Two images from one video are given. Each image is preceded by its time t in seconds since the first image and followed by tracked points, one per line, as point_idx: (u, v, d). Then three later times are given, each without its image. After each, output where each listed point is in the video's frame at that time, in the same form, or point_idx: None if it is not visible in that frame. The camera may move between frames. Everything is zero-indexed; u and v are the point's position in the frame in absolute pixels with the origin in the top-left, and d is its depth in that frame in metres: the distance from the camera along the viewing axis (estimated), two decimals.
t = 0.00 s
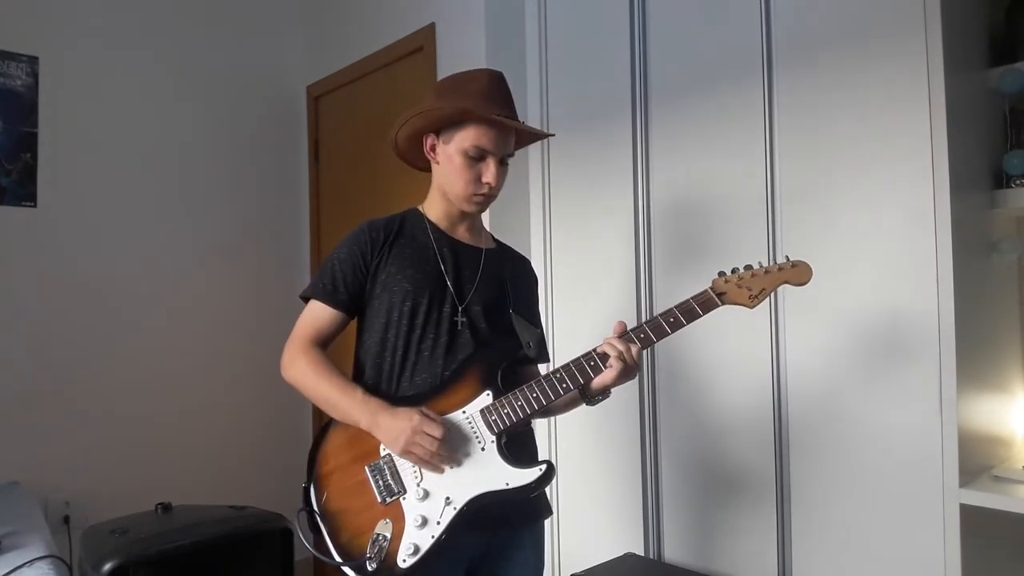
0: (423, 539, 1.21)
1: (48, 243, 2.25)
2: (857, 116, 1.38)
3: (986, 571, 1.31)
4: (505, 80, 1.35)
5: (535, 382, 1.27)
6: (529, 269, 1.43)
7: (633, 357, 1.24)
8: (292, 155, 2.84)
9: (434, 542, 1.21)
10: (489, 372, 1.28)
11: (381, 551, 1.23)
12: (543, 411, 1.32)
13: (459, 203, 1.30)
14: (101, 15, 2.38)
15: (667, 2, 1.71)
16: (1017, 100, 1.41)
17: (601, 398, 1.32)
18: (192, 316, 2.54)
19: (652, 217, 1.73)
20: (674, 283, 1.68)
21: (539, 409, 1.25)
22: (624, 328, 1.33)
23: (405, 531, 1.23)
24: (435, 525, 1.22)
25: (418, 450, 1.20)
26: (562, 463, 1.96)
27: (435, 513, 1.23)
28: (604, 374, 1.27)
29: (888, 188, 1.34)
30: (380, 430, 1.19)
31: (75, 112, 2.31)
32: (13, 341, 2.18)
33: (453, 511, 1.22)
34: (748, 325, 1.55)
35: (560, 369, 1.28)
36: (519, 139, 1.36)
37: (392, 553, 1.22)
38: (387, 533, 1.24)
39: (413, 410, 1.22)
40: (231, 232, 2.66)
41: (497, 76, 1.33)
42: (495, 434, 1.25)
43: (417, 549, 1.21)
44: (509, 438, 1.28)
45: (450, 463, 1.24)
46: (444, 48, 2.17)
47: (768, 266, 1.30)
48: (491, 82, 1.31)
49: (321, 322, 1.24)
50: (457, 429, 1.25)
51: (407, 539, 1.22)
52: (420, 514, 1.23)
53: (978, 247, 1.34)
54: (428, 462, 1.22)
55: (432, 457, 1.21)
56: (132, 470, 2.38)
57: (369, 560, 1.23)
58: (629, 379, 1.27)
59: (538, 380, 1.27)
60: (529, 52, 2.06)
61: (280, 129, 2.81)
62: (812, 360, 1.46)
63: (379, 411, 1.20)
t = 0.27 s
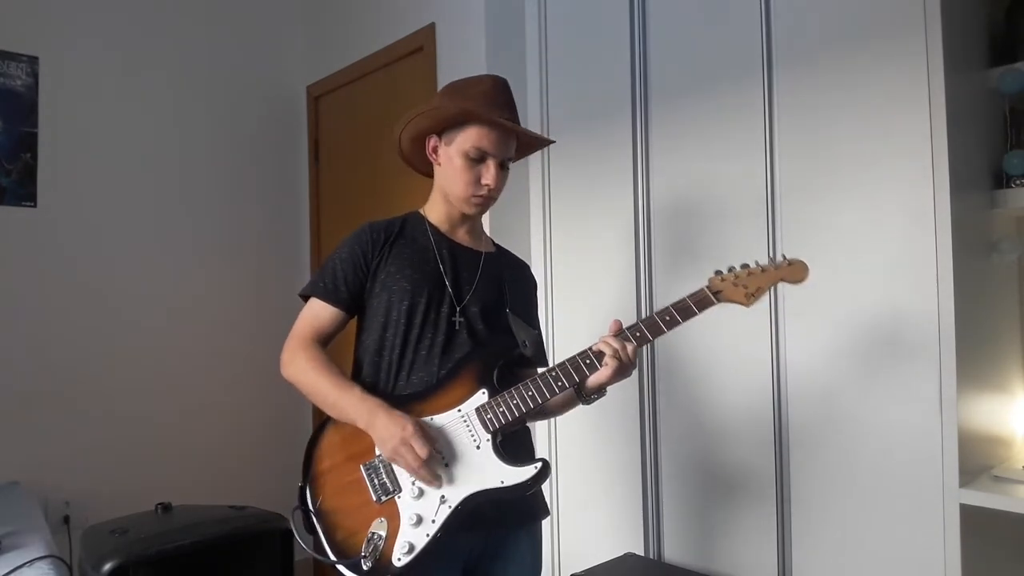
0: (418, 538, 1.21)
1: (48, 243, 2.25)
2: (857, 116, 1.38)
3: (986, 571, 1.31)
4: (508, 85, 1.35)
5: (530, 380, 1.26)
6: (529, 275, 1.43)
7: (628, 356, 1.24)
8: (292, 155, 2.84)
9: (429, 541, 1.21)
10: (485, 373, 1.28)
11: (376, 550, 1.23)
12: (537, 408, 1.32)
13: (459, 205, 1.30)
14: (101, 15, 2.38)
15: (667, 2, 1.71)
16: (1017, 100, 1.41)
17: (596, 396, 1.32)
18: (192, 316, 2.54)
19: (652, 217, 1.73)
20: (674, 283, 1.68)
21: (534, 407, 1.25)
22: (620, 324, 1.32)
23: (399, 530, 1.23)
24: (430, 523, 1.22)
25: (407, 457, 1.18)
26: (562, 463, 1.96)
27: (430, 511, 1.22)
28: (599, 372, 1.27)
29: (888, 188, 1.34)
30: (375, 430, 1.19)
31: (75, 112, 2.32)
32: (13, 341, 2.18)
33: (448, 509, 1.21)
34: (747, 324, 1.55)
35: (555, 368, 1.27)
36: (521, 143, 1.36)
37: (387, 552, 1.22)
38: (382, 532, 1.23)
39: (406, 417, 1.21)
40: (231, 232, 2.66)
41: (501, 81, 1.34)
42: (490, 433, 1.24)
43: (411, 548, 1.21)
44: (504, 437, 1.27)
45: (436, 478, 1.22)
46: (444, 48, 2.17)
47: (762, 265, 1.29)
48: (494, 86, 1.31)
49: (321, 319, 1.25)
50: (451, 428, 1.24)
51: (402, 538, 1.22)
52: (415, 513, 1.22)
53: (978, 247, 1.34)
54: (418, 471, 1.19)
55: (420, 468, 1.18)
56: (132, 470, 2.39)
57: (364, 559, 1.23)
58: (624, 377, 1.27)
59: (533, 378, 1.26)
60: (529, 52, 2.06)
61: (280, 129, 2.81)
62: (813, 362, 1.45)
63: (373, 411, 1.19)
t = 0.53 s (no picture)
0: (415, 541, 1.21)
1: (48, 243, 2.25)
2: (857, 116, 1.38)
3: (986, 571, 1.31)
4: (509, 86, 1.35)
5: (530, 385, 1.27)
6: (529, 274, 1.43)
7: (628, 362, 1.25)
8: (292, 155, 2.84)
9: (426, 545, 1.21)
10: (485, 375, 1.28)
11: (374, 551, 1.23)
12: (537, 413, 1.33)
13: (459, 203, 1.30)
14: (102, 15, 2.38)
15: (667, 1, 1.71)
16: (1017, 100, 1.41)
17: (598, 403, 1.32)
18: (192, 316, 2.54)
19: (652, 217, 1.73)
20: (674, 283, 1.68)
21: (532, 412, 1.25)
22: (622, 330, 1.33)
23: (397, 533, 1.23)
24: (428, 527, 1.22)
25: (407, 454, 1.19)
26: (561, 464, 1.96)
27: (428, 515, 1.22)
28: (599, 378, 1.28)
29: (888, 188, 1.34)
30: (373, 434, 1.19)
31: (75, 112, 2.32)
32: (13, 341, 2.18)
33: (446, 514, 1.21)
34: (747, 325, 1.55)
35: (555, 373, 1.28)
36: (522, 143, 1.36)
37: (385, 555, 1.22)
38: (380, 535, 1.23)
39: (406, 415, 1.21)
40: (231, 232, 2.66)
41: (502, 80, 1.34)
42: (489, 438, 1.24)
43: (409, 551, 1.21)
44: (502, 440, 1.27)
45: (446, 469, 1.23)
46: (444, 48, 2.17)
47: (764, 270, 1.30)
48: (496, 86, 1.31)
49: (319, 324, 1.25)
50: (450, 431, 1.24)
51: (399, 542, 1.22)
52: (412, 517, 1.22)
53: (978, 247, 1.34)
54: (418, 467, 1.20)
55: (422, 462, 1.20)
56: (132, 470, 2.39)
57: (361, 561, 1.23)
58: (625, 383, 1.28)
59: (533, 383, 1.27)
60: (529, 52, 2.06)
61: (280, 129, 2.81)
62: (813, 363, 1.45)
63: (370, 414, 1.19)
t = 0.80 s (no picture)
0: (400, 536, 1.23)
1: (48, 243, 2.25)
2: (857, 116, 1.38)
3: (986, 571, 1.31)
4: (525, 76, 1.32)
5: (529, 397, 1.28)
6: (532, 270, 1.42)
7: (628, 390, 1.25)
8: (292, 154, 2.84)
9: (410, 542, 1.22)
10: (485, 379, 1.28)
11: (360, 542, 1.25)
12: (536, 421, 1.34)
13: (470, 198, 1.28)
14: (102, 15, 2.38)
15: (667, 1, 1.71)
16: (1017, 100, 1.41)
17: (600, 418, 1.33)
18: (192, 316, 2.54)
19: (652, 217, 1.73)
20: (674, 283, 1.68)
21: (528, 424, 1.27)
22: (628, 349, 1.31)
23: (384, 526, 1.24)
24: (414, 524, 1.23)
25: (405, 459, 1.20)
26: (561, 463, 1.96)
27: (415, 512, 1.24)
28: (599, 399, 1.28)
29: (888, 188, 1.34)
30: (372, 431, 1.20)
31: (75, 112, 2.32)
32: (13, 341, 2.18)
33: (433, 513, 1.23)
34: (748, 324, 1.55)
35: (556, 389, 1.28)
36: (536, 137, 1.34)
37: (370, 545, 1.24)
38: (367, 525, 1.25)
39: (406, 417, 1.21)
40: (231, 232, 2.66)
41: (517, 71, 1.30)
42: (483, 444, 1.26)
43: (393, 545, 1.22)
44: (497, 450, 1.29)
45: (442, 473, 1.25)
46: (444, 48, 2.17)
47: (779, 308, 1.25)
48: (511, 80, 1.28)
49: (323, 314, 1.24)
50: (446, 433, 1.26)
51: (384, 535, 1.23)
52: (400, 512, 1.24)
53: (978, 247, 1.34)
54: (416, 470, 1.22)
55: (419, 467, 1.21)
56: (132, 470, 2.39)
57: (347, 549, 1.25)
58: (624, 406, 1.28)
59: (533, 395, 1.28)
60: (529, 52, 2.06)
61: (280, 129, 2.81)
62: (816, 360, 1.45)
63: (369, 412, 1.19)
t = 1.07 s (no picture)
0: (382, 543, 1.26)
1: (48, 243, 2.25)
2: (857, 117, 1.38)
3: (985, 572, 1.30)
4: (551, 92, 1.22)
5: (518, 421, 1.28)
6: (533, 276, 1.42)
7: (614, 426, 1.26)
8: (292, 154, 2.83)
9: (392, 548, 1.26)
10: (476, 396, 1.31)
11: (342, 544, 1.27)
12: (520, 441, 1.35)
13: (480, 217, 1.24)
14: (101, 15, 2.38)
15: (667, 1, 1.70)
16: (1017, 99, 1.40)
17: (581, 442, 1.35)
18: (192, 316, 2.54)
19: (652, 217, 1.73)
20: (675, 283, 1.68)
21: (513, 447, 1.29)
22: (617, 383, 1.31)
23: (367, 530, 1.27)
24: (397, 532, 1.26)
25: (394, 478, 1.22)
26: (562, 464, 1.95)
27: (398, 521, 1.27)
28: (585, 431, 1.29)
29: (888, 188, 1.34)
30: (366, 443, 1.22)
31: (75, 112, 2.32)
32: (13, 341, 2.18)
33: (415, 524, 1.26)
34: (748, 323, 1.55)
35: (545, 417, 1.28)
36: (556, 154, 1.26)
37: (352, 548, 1.27)
38: (351, 528, 1.27)
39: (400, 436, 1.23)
40: (231, 232, 2.66)
41: (542, 88, 1.20)
42: (469, 462, 1.28)
43: (375, 550, 1.26)
44: (482, 472, 1.31)
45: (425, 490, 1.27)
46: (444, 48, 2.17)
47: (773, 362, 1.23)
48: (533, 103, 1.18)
49: (325, 310, 1.23)
50: (436, 449, 1.28)
51: (366, 540, 1.26)
52: (384, 519, 1.26)
53: (978, 247, 1.34)
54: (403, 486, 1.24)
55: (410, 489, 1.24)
56: (132, 470, 2.39)
57: (330, 549, 1.28)
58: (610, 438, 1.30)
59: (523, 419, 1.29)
60: (529, 53, 2.06)
61: (280, 129, 2.81)
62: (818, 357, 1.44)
63: (365, 424, 1.21)
